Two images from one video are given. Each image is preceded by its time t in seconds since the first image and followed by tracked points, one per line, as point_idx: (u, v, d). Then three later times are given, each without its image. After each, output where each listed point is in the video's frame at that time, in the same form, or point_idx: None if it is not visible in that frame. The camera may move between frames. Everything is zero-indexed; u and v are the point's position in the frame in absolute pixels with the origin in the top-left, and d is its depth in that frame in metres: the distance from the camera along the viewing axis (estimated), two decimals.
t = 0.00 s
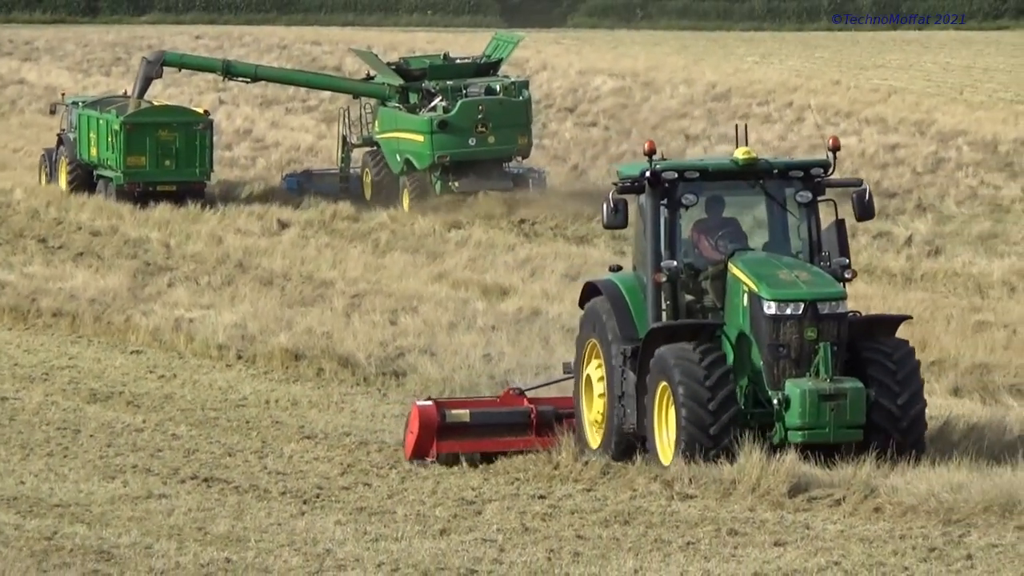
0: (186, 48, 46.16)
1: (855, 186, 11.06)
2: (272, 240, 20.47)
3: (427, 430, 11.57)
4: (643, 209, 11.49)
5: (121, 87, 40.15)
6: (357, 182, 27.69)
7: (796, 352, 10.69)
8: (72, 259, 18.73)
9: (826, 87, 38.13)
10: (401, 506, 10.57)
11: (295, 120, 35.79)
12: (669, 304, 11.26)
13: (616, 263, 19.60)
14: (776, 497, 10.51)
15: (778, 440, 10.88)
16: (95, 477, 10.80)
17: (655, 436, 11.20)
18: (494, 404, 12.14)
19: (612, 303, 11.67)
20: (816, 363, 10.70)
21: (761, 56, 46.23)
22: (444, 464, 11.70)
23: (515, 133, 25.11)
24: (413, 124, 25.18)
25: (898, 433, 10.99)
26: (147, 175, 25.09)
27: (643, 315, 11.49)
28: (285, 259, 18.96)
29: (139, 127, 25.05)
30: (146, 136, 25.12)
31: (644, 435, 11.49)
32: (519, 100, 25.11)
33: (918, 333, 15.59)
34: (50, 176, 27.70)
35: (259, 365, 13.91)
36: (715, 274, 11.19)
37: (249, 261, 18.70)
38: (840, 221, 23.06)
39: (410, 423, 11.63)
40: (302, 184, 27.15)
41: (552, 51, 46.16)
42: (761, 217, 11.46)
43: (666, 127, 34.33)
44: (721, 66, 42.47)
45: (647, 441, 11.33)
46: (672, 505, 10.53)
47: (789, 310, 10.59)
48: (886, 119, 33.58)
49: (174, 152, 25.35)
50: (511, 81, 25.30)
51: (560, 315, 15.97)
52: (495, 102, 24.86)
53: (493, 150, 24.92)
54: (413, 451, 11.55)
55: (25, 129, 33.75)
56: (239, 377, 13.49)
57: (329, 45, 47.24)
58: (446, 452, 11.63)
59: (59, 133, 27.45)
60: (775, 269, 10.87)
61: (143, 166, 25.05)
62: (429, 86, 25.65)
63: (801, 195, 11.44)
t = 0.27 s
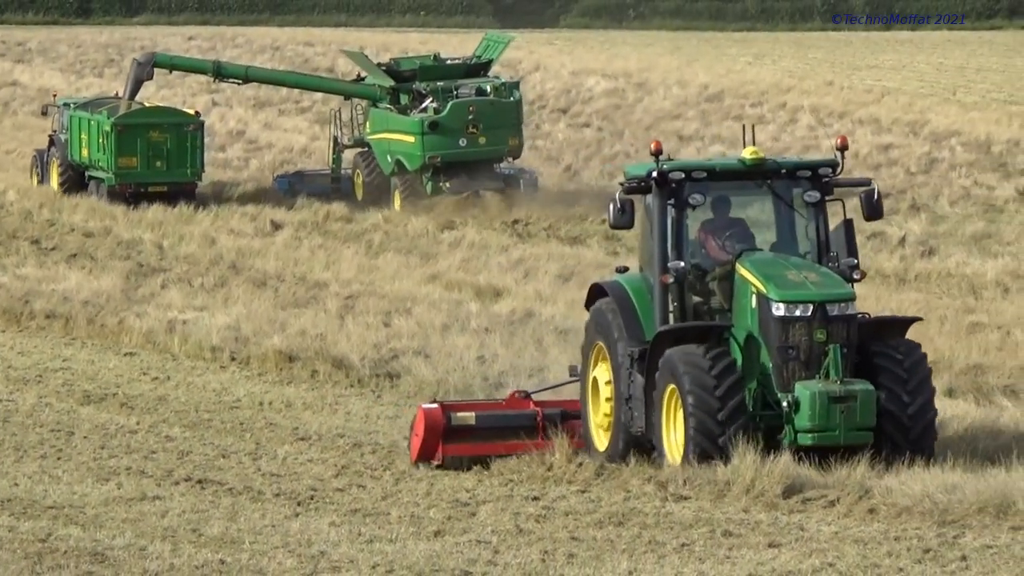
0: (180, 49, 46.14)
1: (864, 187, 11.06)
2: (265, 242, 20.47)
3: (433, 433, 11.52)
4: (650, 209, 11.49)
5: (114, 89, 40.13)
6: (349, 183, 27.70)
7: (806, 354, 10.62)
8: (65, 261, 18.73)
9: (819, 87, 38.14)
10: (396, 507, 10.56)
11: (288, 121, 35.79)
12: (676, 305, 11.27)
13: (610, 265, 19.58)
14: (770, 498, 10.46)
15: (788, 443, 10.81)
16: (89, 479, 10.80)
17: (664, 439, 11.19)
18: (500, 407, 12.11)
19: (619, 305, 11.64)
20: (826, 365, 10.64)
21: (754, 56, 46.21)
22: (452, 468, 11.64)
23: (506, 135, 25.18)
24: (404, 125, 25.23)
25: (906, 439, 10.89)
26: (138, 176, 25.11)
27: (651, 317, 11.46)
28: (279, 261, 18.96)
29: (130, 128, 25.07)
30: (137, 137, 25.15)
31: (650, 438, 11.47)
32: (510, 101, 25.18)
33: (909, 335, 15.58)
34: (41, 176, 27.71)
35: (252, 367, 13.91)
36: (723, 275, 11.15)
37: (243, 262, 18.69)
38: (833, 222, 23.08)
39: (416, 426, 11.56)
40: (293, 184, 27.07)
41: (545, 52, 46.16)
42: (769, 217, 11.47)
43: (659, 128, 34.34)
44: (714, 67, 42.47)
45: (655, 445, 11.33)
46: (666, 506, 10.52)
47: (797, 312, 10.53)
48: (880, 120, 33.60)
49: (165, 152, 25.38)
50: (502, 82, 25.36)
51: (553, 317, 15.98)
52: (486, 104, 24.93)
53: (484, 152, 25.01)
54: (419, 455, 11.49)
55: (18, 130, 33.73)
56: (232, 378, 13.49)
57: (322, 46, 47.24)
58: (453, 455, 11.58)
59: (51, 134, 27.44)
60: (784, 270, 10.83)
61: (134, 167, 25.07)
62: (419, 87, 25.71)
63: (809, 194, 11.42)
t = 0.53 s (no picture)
0: (174, 50, 46.16)
1: (877, 185, 11.00)
2: (260, 242, 20.48)
3: (442, 435, 11.47)
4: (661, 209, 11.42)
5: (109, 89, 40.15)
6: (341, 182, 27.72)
7: (819, 355, 10.58)
8: (60, 261, 18.74)
9: (813, 87, 38.17)
10: (391, 507, 10.56)
11: (283, 122, 35.81)
12: (688, 305, 11.19)
13: (605, 264, 19.59)
14: (766, 497, 10.44)
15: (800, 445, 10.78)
16: (84, 480, 10.80)
17: (676, 439, 11.13)
18: (507, 409, 12.11)
19: (630, 306, 11.61)
20: (840, 366, 10.61)
21: (748, 56, 46.22)
22: (460, 470, 11.60)
23: (498, 134, 25.22)
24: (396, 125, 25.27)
25: (923, 439, 10.84)
26: (130, 176, 25.13)
27: (662, 318, 11.42)
28: (274, 261, 18.98)
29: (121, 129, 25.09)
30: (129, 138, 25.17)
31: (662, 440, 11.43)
32: (502, 100, 25.24)
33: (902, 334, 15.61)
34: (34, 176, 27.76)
35: (247, 367, 13.92)
36: (734, 275, 11.12)
37: (238, 262, 18.71)
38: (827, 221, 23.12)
39: (424, 427, 11.52)
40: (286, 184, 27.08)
41: (538, 51, 46.19)
42: (781, 217, 11.39)
43: (654, 128, 34.37)
44: (708, 67, 42.50)
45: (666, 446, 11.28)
46: (661, 506, 10.53)
47: (810, 313, 10.51)
48: (874, 119, 33.64)
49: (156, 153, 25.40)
50: (494, 82, 25.44)
51: (548, 317, 16.00)
52: (478, 103, 24.96)
53: (476, 151, 25.05)
54: (427, 456, 11.46)
55: (13, 131, 33.76)
56: (228, 379, 13.51)
57: (317, 46, 47.27)
58: (462, 457, 11.54)
59: (44, 133, 27.45)
60: (796, 270, 10.80)
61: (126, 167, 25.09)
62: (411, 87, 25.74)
63: (822, 194, 11.35)
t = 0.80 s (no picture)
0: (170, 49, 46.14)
1: (892, 182, 10.94)
2: (256, 240, 20.48)
3: (453, 435, 11.46)
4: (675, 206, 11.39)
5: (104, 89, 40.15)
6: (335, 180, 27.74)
7: (834, 353, 10.56)
8: (56, 260, 18.75)
9: (809, 85, 38.16)
10: (387, 506, 10.56)
11: (279, 121, 35.81)
12: (700, 304, 11.16)
13: (601, 263, 19.58)
14: (762, 495, 10.41)
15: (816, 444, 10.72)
16: (80, 479, 10.79)
17: (688, 440, 11.06)
18: (518, 408, 12.08)
19: (643, 304, 11.57)
20: (855, 363, 10.57)
21: (744, 54, 46.20)
22: (470, 471, 11.58)
23: (492, 132, 25.26)
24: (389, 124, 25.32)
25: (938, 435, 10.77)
26: (124, 174, 25.17)
27: (675, 317, 11.39)
28: (270, 260, 18.98)
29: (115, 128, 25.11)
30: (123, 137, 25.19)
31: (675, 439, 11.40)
32: (495, 98, 25.27)
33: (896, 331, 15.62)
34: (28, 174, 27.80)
35: (243, 366, 13.93)
36: (747, 273, 11.09)
37: (234, 261, 18.71)
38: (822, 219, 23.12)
39: (435, 428, 11.50)
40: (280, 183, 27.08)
41: (534, 50, 46.17)
42: (794, 214, 11.35)
43: (650, 126, 34.35)
44: (704, 65, 42.47)
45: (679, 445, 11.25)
46: (657, 504, 10.54)
47: (825, 311, 10.47)
48: (870, 117, 33.65)
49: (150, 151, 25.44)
50: (487, 80, 25.48)
51: (543, 315, 16.01)
52: (471, 101, 25.00)
53: (470, 149, 25.09)
54: (437, 457, 11.44)
55: (9, 130, 33.74)
56: (224, 378, 13.51)
57: (313, 45, 47.26)
58: (471, 458, 11.52)
59: (39, 132, 27.46)
60: (811, 268, 10.75)
61: (120, 165, 25.12)
62: (404, 85, 25.78)
63: (835, 191, 11.32)
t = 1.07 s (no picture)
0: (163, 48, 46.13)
1: (900, 177, 10.93)
2: (249, 239, 20.48)
3: (458, 434, 11.48)
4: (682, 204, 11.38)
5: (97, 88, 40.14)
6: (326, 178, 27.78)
7: (843, 351, 10.49)
8: (49, 259, 18.75)
9: (802, 82, 38.17)
10: (381, 504, 10.56)
11: (272, 119, 35.81)
12: (708, 301, 11.14)
13: (595, 261, 19.58)
14: (756, 493, 10.40)
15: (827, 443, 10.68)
16: (74, 477, 10.79)
17: (698, 437, 11.04)
18: (524, 409, 12.05)
19: (651, 303, 11.57)
20: (865, 360, 10.51)
21: (737, 52, 46.20)
22: (477, 471, 11.58)
23: (482, 130, 25.24)
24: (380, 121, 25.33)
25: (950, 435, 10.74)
26: (115, 172, 25.18)
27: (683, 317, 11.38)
28: (264, 258, 18.98)
29: (106, 126, 25.11)
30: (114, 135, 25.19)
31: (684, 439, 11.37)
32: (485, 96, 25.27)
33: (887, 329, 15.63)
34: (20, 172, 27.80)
35: (237, 365, 13.94)
36: (755, 270, 11.04)
37: (228, 260, 18.71)
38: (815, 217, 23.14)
39: (441, 427, 11.52)
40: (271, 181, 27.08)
41: (527, 49, 46.17)
42: (802, 211, 11.34)
43: (643, 123, 34.35)
44: (697, 63, 42.46)
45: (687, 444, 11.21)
46: (651, 502, 10.54)
47: (834, 308, 10.42)
48: (863, 115, 33.66)
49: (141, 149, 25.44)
50: (478, 78, 25.50)
51: (537, 313, 16.02)
52: (462, 99, 25.01)
53: (461, 147, 25.08)
54: (443, 458, 11.45)
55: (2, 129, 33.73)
56: (218, 376, 13.51)
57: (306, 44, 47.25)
58: (477, 457, 11.52)
59: (31, 131, 27.45)
60: (820, 265, 10.71)
61: (111, 164, 25.13)
62: (396, 83, 25.83)
63: (843, 187, 11.34)
